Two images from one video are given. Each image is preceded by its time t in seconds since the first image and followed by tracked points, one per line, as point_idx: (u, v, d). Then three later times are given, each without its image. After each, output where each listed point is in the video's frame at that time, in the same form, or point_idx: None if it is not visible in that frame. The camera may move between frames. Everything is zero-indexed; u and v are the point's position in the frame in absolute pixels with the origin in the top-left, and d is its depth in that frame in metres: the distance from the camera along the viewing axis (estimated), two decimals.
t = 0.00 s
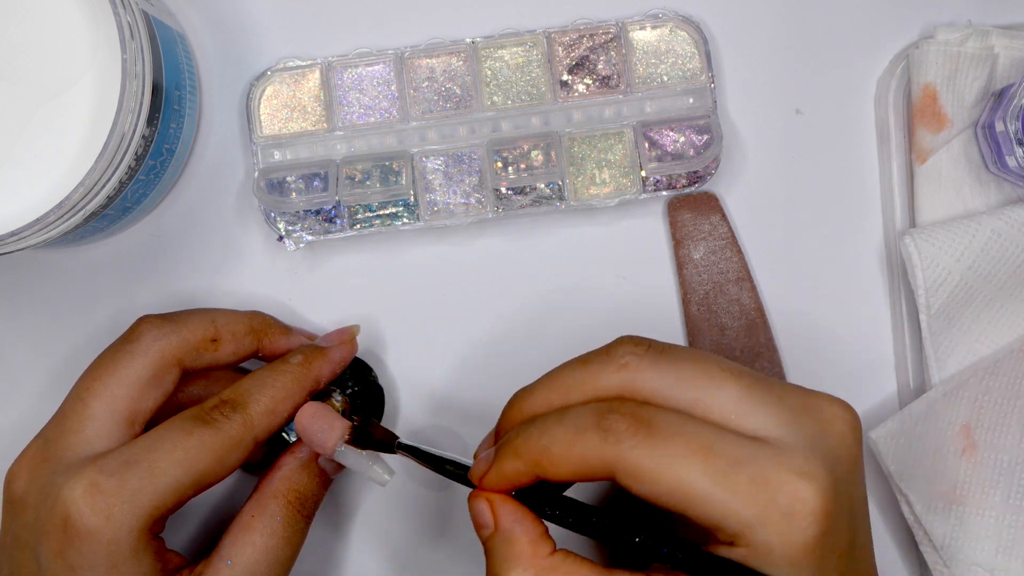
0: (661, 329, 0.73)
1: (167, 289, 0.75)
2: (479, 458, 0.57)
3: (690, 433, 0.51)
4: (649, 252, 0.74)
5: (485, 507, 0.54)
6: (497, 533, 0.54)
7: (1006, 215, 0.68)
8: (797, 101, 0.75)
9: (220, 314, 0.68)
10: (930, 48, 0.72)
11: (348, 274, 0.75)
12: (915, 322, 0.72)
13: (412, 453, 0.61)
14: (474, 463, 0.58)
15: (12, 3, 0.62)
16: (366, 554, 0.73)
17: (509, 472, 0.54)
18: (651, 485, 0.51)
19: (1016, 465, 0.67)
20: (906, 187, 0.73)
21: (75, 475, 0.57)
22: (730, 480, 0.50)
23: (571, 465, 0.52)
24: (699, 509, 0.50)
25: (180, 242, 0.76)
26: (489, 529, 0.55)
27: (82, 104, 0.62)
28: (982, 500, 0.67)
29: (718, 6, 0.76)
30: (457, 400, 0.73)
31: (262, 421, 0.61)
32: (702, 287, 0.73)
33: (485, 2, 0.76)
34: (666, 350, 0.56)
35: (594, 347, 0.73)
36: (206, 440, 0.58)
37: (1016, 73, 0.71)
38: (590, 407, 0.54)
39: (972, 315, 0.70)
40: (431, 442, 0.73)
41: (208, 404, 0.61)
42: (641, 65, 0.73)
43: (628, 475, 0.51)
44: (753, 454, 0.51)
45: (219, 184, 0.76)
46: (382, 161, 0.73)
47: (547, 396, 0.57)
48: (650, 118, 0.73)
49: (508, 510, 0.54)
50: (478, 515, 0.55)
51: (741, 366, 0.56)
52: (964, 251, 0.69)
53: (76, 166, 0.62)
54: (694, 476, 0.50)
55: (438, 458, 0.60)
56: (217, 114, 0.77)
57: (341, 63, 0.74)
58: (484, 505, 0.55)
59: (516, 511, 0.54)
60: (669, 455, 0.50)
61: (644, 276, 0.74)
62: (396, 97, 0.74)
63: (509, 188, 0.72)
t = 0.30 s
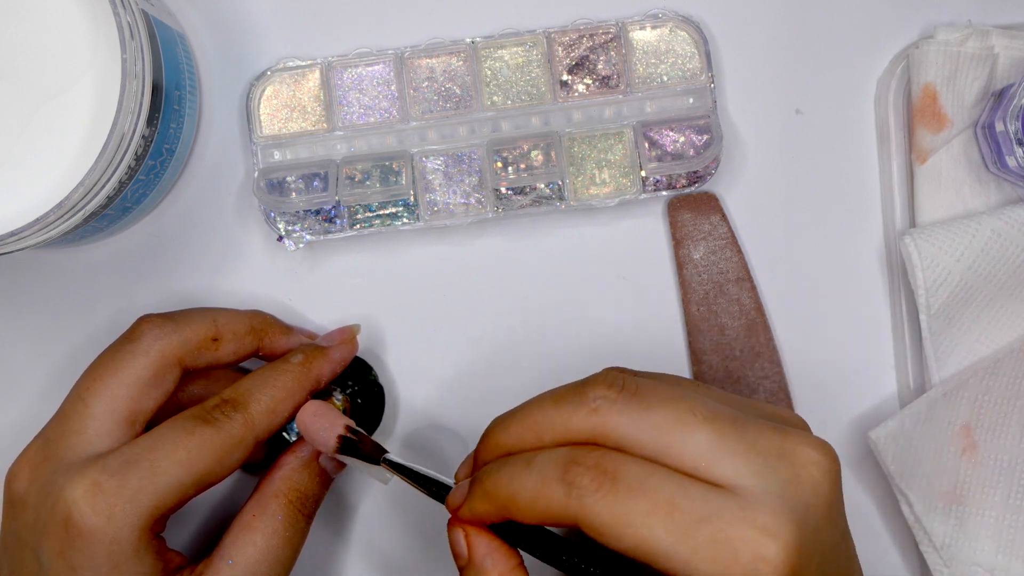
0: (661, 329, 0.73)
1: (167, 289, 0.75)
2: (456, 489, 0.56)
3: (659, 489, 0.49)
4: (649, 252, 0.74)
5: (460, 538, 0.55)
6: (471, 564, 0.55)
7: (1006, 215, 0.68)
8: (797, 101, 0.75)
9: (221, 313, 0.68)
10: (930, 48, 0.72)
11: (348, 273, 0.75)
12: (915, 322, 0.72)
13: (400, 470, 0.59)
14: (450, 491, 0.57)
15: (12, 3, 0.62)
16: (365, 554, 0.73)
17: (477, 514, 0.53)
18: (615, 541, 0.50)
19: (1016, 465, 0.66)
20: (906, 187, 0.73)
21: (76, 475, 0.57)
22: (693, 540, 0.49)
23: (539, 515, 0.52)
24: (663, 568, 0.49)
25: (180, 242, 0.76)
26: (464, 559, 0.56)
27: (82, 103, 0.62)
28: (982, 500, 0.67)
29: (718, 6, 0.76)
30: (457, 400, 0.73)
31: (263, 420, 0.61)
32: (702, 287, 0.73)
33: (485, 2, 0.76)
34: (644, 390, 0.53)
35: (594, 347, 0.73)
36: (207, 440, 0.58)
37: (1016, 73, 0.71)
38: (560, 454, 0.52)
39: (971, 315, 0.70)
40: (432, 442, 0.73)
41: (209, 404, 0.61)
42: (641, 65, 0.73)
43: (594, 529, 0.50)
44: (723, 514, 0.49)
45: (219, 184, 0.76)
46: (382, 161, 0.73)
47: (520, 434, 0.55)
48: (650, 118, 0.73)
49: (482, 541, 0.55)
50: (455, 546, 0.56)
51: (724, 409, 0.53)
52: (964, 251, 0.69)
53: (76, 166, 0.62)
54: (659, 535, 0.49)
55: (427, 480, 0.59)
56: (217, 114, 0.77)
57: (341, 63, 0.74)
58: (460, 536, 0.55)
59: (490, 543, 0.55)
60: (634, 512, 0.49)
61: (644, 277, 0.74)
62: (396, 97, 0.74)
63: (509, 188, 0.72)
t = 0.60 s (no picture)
0: (661, 329, 0.73)
1: (167, 289, 0.75)
2: (484, 465, 0.58)
3: (688, 428, 0.52)
4: (649, 252, 0.74)
5: (489, 511, 0.55)
6: (498, 536, 0.55)
7: (1006, 215, 0.68)
8: (797, 101, 0.75)
9: (220, 313, 0.68)
10: (930, 48, 0.72)
11: (348, 273, 0.75)
12: (915, 322, 0.72)
13: (423, 462, 0.61)
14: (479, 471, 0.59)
15: (13, 3, 0.62)
16: (365, 555, 0.72)
17: (508, 473, 0.55)
18: (645, 479, 0.52)
19: (1016, 465, 0.66)
20: (906, 187, 0.73)
21: (75, 475, 0.57)
22: (725, 476, 0.51)
23: (566, 463, 0.54)
24: (691, 506, 0.51)
25: (180, 242, 0.76)
26: (491, 532, 0.56)
27: (82, 103, 0.62)
28: (983, 501, 0.67)
29: (718, 6, 0.76)
30: (457, 400, 0.73)
31: (262, 420, 0.61)
32: (702, 287, 0.73)
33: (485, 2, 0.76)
34: (664, 346, 0.57)
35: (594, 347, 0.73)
36: (207, 439, 0.58)
37: (1016, 73, 0.71)
38: (587, 404, 0.55)
39: (972, 315, 0.70)
40: (432, 442, 0.73)
41: (208, 403, 0.61)
42: (641, 65, 0.73)
43: (624, 469, 0.52)
44: (752, 451, 0.52)
45: (219, 184, 0.76)
46: (382, 161, 0.73)
47: (545, 395, 0.58)
48: (650, 118, 0.73)
49: (510, 514, 0.55)
50: (483, 520, 0.56)
51: (741, 363, 0.57)
52: (964, 251, 0.69)
53: (76, 166, 0.62)
54: (688, 470, 0.51)
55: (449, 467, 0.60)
56: (217, 114, 0.77)
57: (341, 63, 0.74)
58: (489, 511, 0.56)
59: (518, 514, 0.55)
60: (665, 449, 0.51)
61: (644, 277, 0.73)
62: (396, 97, 0.74)
63: (509, 188, 0.72)
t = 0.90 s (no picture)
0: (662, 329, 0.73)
1: (167, 289, 0.75)
2: (533, 411, 0.57)
3: (758, 337, 0.52)
4: (649, 252, 0.74)
5: (540, 453, 0.53)
6: (551, 480, 0.52)
7: (1006, 215, 0.68)
8: (797, 101, 0.75)
9: (220, 314, 0.68)
10: (930, 48, 0.72)
11: (348, 273, 0.74)
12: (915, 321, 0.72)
13: (452, 424, 0.60)
14: (526, 418, 0.57)
15: (12, 3, 0.62)
16: (365, 555, 0.73)
17: (568, 405, 0.54)
18: (716, 390, 0.51)
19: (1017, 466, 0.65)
20: (906, 187, 0.73)
21: (74, 475, 0.57)
22: (797, 379, 0.50)
23: (633, 384, 0.54)
24: (759, 414, 0.50)
25: (180, 242, 0.76)
26: (542, 477, 0.53)
27: (82, 103, 0.62)
28: (982, 501, 0.66)
29: (718, 6, 0.76)
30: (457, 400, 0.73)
31: (261, 421, 0.61)
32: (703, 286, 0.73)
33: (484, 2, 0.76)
34: (715, 278, 0.59)
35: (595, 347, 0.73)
36: (205, 440, 0.58)
37: (1017, 73, 0.71)
38: (650, 322, 0.56)
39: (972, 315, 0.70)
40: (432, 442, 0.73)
41: (207, 404, 0.61)
42: (641, 65, 0.73)
43: (693, 378, 0.51)
44: (824, 363, 0.51)
45: (219, 184, 0.76)
46: (382, 161, 0.74)
47: (601, 330, 0.60)
48: (650, 118, 0.73)
49: (565, 455, 0.53)
50: (530, 463, 0.53)
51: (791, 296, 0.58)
52: (963, 252, 0.69)
53: (76, 166, 0.62)
54: (761, 381, 0.50)
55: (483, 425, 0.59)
56: (217, 114, 0.76)
57: (341, 63, 0.74)
58: (537, 453, 0.53)
59: (572, 454, 0.53)
60: (740, 354, 0.50)
61: (644, 277, 0.73)
62: (396, 97, 0.74)
63: (509, 188, 0.73)
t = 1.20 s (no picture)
0: (662, 329, 0.73)
1: (167, 288, 0.75)
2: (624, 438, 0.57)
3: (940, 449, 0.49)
4: (649, 252, 0.74)
5: None
6: None
7: (1006, 215, 0.68)
8: (797, 101, 0.75)
9: (211, 306, 0.68)
10: (930, 48, 0.71)
11: (348, 273, 0.74)
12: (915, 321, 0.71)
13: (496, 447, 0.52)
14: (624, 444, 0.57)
15: (13, 3, 0.62)
16: (366, 555, 0.73)
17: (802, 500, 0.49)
18: (868, 511, 0.49)
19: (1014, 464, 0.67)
20: (907, 186, 0.73)
21: (58, 464, 0.59)
22: (1004, 506, 0.46)
23: (793, 513, 0.50)
24: (953, 523, 0.46)
25: (180, 242, 0.76)
26: None
27: (83, 103, 0.62)
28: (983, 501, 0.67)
29: (718, 6, 0.75)
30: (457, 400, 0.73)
31: (246, 410, 0.61)
32: (703, 287, 0.73)
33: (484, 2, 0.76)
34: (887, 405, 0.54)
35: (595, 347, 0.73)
36: (187, 429, 0.58)
37: (1017, 73, 0.71)
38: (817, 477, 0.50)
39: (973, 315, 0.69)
40: (432, 442, 0.73)
41: (193, 393, 0.61)
42: (641, 65, 0.73)
43: (851, 508, 0.49)
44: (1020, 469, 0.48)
45: (219, 184, 0.76)
46: (382, 161, 0.74)
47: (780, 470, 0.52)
48: (650, 118, 0.73)
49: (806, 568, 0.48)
50: None
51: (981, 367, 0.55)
52: (963, 251, 0.68)
53: (76, 165, 0.62)
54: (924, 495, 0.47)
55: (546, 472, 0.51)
56: (217, 114, 0.76)
57: (341, 63, 0.75)
58: None
59: None
60: (895, 465, 0.49)
61: (644, 277, 0.73)
62: (396, 97, 0.74)
63: (509, 188, 0.73)
